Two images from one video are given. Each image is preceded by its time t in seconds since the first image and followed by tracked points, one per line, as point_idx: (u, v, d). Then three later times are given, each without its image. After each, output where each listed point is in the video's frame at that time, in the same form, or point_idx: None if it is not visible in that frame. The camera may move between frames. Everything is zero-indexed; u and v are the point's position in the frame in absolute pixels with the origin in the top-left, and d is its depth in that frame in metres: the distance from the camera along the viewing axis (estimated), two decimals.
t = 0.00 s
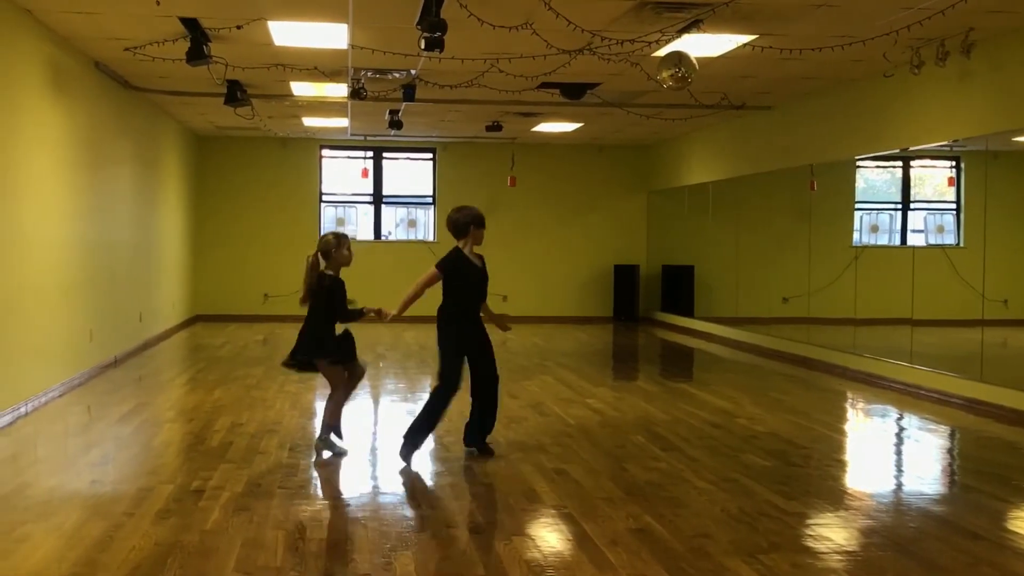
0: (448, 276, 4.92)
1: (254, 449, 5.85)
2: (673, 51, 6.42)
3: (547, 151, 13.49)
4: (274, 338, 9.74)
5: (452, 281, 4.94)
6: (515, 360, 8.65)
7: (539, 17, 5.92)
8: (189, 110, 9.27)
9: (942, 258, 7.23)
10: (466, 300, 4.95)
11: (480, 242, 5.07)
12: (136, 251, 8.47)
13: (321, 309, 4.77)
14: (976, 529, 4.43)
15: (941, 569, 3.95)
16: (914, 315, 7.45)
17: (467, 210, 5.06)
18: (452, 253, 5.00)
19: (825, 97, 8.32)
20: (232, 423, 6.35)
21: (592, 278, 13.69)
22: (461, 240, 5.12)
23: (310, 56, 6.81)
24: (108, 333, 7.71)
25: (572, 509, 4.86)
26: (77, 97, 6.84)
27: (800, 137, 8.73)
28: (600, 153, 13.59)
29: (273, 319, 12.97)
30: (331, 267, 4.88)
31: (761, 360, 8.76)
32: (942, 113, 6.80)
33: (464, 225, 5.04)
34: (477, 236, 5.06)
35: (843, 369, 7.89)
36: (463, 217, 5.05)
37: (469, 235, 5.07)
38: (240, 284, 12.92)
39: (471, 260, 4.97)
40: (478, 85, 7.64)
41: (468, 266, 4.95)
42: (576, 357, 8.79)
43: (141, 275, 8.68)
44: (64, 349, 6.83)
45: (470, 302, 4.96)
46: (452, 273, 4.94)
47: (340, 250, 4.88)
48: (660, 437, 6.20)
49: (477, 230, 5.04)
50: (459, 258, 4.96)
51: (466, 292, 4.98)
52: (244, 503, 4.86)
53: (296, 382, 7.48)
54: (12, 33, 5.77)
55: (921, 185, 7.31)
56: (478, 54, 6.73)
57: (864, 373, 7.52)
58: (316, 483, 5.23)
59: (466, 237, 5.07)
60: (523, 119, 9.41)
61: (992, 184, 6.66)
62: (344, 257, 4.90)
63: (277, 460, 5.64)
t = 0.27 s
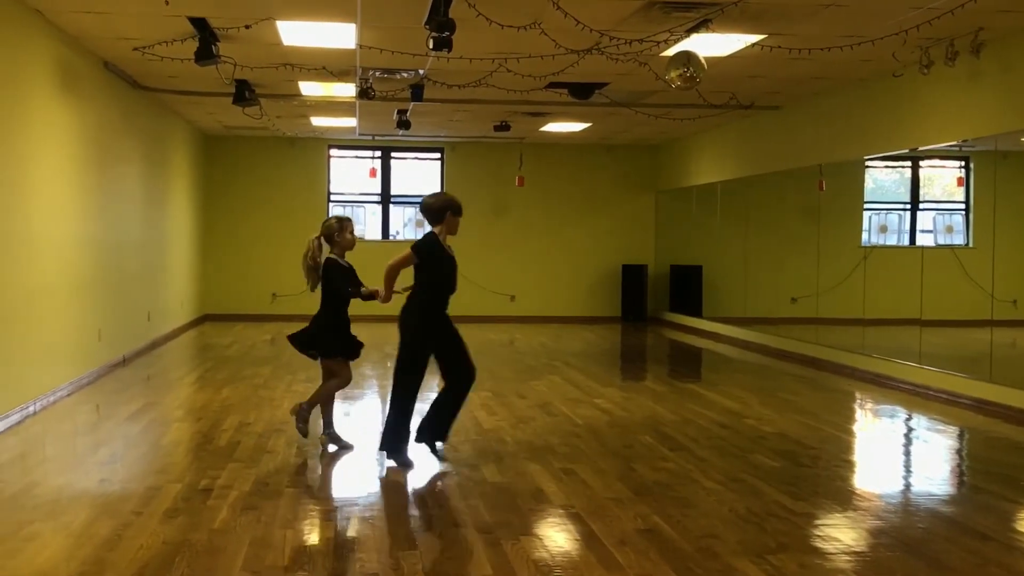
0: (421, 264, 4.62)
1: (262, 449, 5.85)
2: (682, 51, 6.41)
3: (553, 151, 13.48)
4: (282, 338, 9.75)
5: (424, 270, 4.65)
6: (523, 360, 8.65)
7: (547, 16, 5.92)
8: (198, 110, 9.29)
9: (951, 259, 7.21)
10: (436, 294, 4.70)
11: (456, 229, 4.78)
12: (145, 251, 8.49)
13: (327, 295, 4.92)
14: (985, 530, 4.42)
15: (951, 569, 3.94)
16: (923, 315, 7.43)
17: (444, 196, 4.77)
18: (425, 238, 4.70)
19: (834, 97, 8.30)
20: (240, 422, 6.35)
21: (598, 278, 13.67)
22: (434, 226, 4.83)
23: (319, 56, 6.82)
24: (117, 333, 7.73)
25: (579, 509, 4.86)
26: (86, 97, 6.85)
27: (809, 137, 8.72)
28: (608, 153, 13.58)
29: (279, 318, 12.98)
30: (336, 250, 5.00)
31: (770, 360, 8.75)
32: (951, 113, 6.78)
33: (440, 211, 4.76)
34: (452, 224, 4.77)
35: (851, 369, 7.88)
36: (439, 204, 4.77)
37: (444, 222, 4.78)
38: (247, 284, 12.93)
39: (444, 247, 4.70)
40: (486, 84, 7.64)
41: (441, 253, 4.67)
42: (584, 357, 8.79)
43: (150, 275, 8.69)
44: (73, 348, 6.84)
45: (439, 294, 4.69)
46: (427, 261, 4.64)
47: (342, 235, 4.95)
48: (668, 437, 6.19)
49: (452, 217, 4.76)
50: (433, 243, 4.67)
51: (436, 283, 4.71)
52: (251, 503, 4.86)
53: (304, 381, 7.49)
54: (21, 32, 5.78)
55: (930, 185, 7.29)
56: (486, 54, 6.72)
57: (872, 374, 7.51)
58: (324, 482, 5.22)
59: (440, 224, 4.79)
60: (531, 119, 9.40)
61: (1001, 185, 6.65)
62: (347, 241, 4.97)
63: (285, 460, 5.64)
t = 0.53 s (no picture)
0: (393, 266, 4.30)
1: (270, 448, 5.86)
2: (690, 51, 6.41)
3: (559, 151, 13.47)
4: (291, 338, 9.77)
5: (395, 274, 4.31)
6: (532, 360, 8.66)
7: (555, 16, 5.92)
8: (207, 110, 9.31)
9: (960, 259, 7.19)
10: (411, 297, 4.36)
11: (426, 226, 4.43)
12: (153, 251, 8.51)
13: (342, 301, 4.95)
14: (994, 530, 4.42)
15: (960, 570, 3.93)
16: (931, 316, 7.41)
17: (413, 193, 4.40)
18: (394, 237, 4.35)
19: (842, 97, 8.29)
20: (248, 422, 6.37)
21: (604, 278, 13.67)
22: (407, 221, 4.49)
23: (327, 56, 6.82)
24: (126, 333, 7.75)
25: (587, 509, 4.86)
26: (95, 97, 6.87)
27: (817, 137, 8.71)
28: (614, 153, 13.57)
29: (286, 318, 13.00)
30: (352, 258, 4.91)
31: (777, 361, 8.75)
32: (960, 114, 6.77)
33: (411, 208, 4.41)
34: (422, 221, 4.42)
35: (858, 369, 7.87)
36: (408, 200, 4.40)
37: (414, 220, 4.43)
38: (253, 284, 12.95)
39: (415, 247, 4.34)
40: (495, 85, 7.65)
41: (412, 253, 4.32)
42: (592, 357, 8.79)
43: (159, 275, 8.71)
44: (82, 348, 6.86)
45: (411, 298, 4.36)
46: (397, 263, 4.30)
47: (357, 244, 4.85)
48: (676, 437, 6.19)
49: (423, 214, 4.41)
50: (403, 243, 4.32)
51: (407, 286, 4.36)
52: (259, 503, 4.86)
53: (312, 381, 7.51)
54: (29, 32, 5.79)
55: (939, 186, 7.27)
56: (494, 54, 6.73)
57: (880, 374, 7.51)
58: (331, 482, 5.23)
59: (412, 221, 4.43)
60: (540, 119, 9.40)
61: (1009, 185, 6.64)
62: (362, 250, 4.86)
63: (293, 460, 5.64)
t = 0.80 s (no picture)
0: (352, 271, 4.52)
1: (281, 449, 5.87)
2: (701, 52, 6.41)
3: (568, 151, 13.46)
4: (300, 339, 9.80)
5: (355, 278, 4.54)
6: (541, 361, 8.67)
7: (565, 17, 5.92)
8: (217, 112, 9.33)
9: (971, 261, 7.22)
10: (373, 298, 4.60)
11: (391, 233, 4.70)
12: (164, 252, 8.54)
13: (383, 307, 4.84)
14: (1005, 532, 4.41)
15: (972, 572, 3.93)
16: (942, 316, 7.42)
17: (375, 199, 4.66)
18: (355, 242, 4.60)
19: (852, 98, 8.28)
20: (258, 422, 6.38)
21: (612, 278, 13.67)
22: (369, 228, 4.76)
23: (338, 57, 6.83)
24: (136, 333, 7.77)
25: (597, 510, 4.86)
26: (106, 98, 6.89)
27: (827, 138, 8.70)
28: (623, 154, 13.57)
29: (293, 318, 13.02)
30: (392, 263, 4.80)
31: (787, 362, 8.74)
32: (970, 114, 6.76)
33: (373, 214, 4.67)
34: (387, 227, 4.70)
35: (868, 370, 7.86)
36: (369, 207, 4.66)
37: (377, 225, 4.70)
38: (260, 284, 12.97)
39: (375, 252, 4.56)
40: (504, 86, 7.65)
41: (373, 258, 4.55)
42: (601, 358, 8.79)
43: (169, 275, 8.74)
44: (93, 349, 6.88)
45: (377, 297, 4.61)
46: (358, 268, 4.53)
47: (398, 247, 4.73)
48: (686, 438, 6.19)
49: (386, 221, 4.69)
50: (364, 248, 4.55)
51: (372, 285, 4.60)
52: (270, 503, 4.87)
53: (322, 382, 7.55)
54: (41, 33, 5.81)
55: (950, 186, 7.27)
56: (504, 55, 6.73)
57: (890, 375, 7.50)
58: (341, 481, 5.24)
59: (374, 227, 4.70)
60: (550, 120, 9.40)
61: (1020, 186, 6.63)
62: (401, 254, 4.73)
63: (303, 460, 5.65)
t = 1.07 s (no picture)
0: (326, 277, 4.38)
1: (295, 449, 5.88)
2: (715, 53, 6.39)
3: (578, 151, 13.46)
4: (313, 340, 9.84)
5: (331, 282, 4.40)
6: (553, 362, 8.67)
7: (578, 18, 5.91)
8: (230, 113, 9.36)
9: (985, 261, 7.28)
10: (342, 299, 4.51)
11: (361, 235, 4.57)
12: (178, 252, 8.56)
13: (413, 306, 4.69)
14: (1021, 535, 4.39)
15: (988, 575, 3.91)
16: (956, 317, 7.43)
17: (350, 201, 4.50)
18: (325, 246, 4.44)
19: (866, 98, 8.26)
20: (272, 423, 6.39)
21: (621, 278, 13.65)
22: (335, 230, 4.58)
23: (351, 58, 6.84)
24: (150, 333, 7.80)
25: (611, 511, 4.85)
26: (119, 98, 6.90)
27: (841, 139, 8.69)
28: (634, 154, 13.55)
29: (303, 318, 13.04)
30: (424, 257, 4.72)
31: (799, 363, 8.72)
32: (983, 115, 6.73)
33: (344, 215, 4.52)
34: (358, 230, 4.56)
35: (880, 371, 7.84)
36: (341, 208, 4.51)
37: (346, 226, 4.55)
38: (270, 283, 13.00)
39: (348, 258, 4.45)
40: (517, 86, 7.65)
41: (345, 262, 4.44)
42: (613, 359, 8.80)
43: (182, 275, 8.76)
44: (106, 349, 6.90)
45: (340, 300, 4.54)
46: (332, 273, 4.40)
47: (432, 240, 4.68)
48: (699, 440, 6.18)
49: (359, 224, 4.54)
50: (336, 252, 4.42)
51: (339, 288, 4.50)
52: (283, 503, 4.86)
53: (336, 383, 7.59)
54: (54, 34, 5.83)
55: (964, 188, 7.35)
56: (518, 56, 6.73)
57: (903, 377, 7.47)
58: (354, 482, 5.24)
59: (341, 229, 4.54)
60: (563, 121, 9.41)
61: None
62: (436, 248, 4.68)
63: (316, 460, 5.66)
